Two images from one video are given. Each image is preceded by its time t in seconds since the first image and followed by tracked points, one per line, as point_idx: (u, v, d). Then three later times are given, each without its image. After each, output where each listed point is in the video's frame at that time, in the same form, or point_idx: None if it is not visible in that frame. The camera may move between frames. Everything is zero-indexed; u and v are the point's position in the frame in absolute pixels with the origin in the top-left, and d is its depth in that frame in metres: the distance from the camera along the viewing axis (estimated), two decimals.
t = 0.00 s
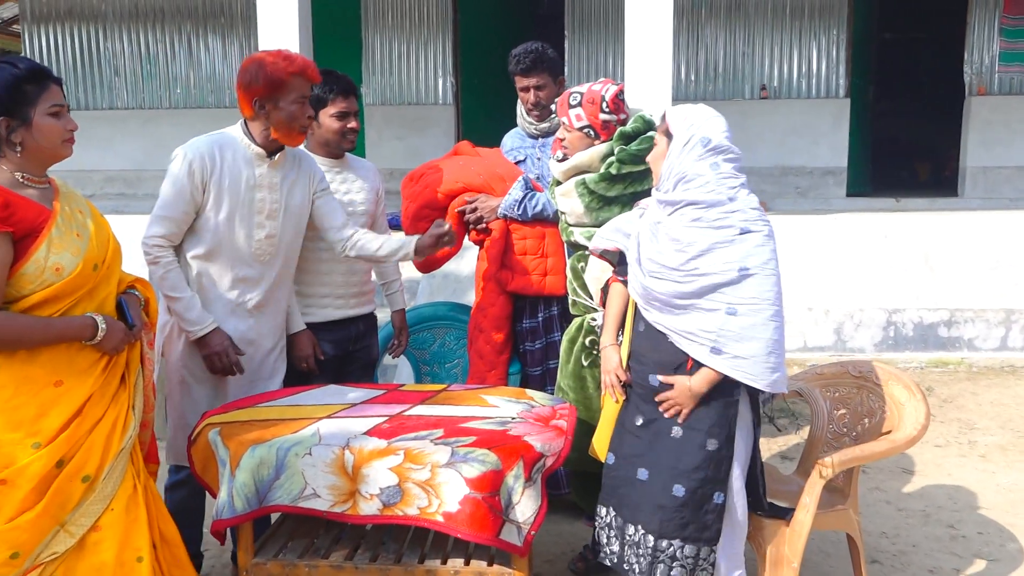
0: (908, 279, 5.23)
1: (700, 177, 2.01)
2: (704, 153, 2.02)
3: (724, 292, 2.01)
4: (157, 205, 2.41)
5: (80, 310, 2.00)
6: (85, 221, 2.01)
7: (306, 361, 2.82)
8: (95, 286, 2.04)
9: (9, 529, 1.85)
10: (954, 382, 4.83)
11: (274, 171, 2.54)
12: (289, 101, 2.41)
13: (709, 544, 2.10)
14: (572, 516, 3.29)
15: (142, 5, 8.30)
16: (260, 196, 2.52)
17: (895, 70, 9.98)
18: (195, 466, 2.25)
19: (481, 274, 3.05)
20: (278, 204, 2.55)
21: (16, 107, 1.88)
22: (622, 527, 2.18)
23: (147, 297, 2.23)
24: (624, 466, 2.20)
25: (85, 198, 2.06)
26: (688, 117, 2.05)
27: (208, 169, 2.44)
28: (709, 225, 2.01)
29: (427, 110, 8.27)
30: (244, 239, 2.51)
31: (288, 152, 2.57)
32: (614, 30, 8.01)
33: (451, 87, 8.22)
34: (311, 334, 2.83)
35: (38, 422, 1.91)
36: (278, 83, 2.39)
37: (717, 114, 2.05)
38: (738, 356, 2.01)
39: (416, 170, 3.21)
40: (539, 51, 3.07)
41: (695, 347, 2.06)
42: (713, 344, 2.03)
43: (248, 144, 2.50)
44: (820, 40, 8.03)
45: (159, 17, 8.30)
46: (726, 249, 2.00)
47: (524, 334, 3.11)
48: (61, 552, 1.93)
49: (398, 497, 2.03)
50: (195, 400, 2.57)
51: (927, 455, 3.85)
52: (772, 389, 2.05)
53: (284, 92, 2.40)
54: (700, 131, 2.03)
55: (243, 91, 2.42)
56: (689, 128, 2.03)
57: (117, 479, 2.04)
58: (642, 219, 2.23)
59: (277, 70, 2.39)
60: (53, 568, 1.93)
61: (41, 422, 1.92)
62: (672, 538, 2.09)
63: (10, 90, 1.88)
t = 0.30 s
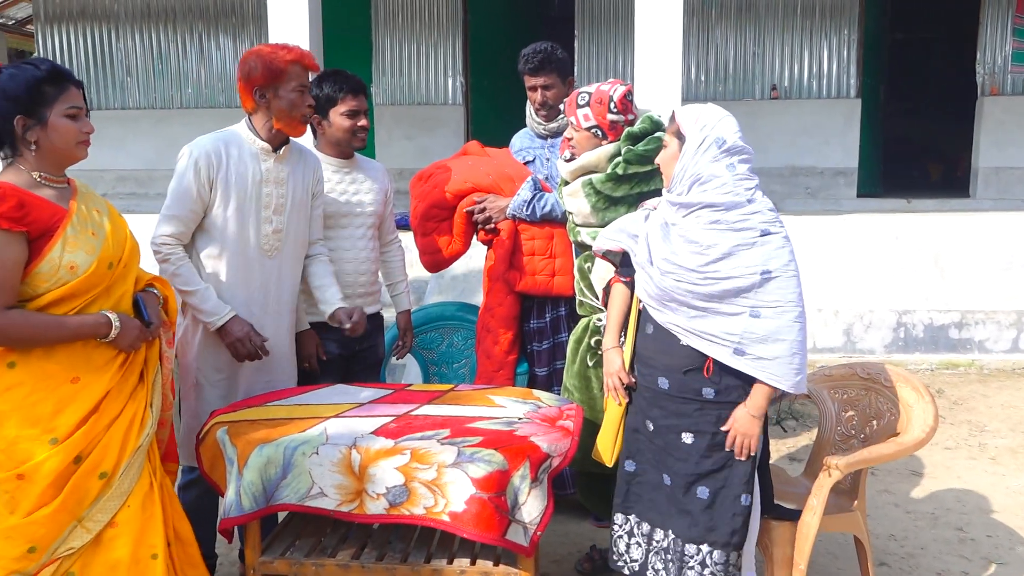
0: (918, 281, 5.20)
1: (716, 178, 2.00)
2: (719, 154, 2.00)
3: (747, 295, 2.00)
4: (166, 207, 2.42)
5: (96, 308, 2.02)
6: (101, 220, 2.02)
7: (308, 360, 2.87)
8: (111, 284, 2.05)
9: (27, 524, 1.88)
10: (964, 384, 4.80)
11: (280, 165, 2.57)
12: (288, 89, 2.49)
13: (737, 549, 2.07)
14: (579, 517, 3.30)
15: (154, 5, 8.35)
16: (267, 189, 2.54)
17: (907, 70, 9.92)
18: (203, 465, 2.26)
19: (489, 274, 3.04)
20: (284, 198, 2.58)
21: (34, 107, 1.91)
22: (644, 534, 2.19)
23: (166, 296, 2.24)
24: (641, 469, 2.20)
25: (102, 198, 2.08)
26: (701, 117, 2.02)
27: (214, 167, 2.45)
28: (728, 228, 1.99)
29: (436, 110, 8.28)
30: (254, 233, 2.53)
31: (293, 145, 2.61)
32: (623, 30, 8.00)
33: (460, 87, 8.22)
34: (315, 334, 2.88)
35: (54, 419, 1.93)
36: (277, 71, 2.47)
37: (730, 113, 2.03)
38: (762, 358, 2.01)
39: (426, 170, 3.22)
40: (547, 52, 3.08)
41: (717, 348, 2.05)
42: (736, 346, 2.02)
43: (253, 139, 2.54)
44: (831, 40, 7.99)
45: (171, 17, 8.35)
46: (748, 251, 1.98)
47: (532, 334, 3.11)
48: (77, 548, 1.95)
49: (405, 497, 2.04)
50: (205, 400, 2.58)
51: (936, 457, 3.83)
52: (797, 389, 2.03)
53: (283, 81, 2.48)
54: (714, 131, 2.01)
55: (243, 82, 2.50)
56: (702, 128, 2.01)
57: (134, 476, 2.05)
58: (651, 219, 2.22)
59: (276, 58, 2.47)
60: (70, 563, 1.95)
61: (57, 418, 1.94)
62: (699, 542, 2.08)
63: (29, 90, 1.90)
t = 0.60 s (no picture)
0: (922, 282, 5.21)
1: (717, 179, 2.02)
2: (719, 155, 2.02)
3: (753, 294, 2.02)
4: (165, 210, 2.43)
5: (116, 306, 2.05)
6: (120, 220, 2.05)
7: (315, 360, 2.89)
8: (130, 282, 2.08)
9: (53, 514, 1.96)
10: (968, 385, 4.81)
11: (272, 162, 2.59)
12: (277, 85, 2.48)
13: (747, 542, 2.11)
14: (582, 515, 3.32)
15: (161, 6, 8.40)
16: (262, 187, 2.56)
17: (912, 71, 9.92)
18: (212, 461, 2.28)
19: (494, 274, 3.06)
20: (279, 195, 2.60)
21: (58, 111, 1.95)
22: (656, 526, 2.21)
23: (186, 294, 2.26)
24: (643, 468, 2.22)
25: (124, 199, 2.11)
26: (699, 119, 2.04)
27: (209, 166, 2.47)
28: (731, 228, 2.01)
29: (441, 110, 8.31)
30: (251, 231, 2.55)
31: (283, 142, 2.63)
32: (628, 31, 8.02)
33: (466, 88, 8.24)
34: (322, 334, 2.88)
35: (76, 413, 1.99)
36: (265, 67, 2.46)
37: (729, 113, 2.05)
38: (769, 355, 2.03)
39: (432, 170, 3.25)
40: (554, 52, 3.04)
41: (723, 346, 2.07)
42: (743, 344, 2.05)
43: (245, 138, 2.55)
44: (836, 41, 7.99)
45: (177, 18, 8.39)
46: (752, 251, 2.01)
47: (537, 333, 3.13)
48: (100, 540, 2.00)
49: (411, 494, 2.06)
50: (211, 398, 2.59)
51: (939, 458, 3.84)
52: (801, 386, 2.05)
53: (271, 77, 2.48)
54: (713, 132, 2.02)
55: (232, 79, 2.49)
56: (701, 130, 2.03)
57: (156, 469, 2.07)
58: (651, 220, 2.23)
59: (264, 54, 2.46)
60: (94, 554, 2.01)
61: (79, 413, 1.99)
62: (709, 537, 2.11)
63: (54, 95, 1.94)
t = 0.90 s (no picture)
0: (923, 284, 5.25)
1: (715, 183, 2.06)
2: (716, 158, 2.06)
3: (746, 296, 2.06)
4: (166, 211, 2.44)
5: (135, 304, 2.09)
6: (139, 221, 2.10)
7: (325, 356, 2.94)
8: (149, 280, 2.13)
9: (82, 504, 2.02)
10: (968, 386, 4.85)
11: (267, 161, 2.61)
12: (268, 86, 2.50)
13: (734, 537, 2.13)
14: (585, 512, 3.36)
15: (167, 8, 8.46)
16: (258, 185, 2.58)
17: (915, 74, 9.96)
18: (224, 455, 2.33)
19: (501, 273, 3.11)
20: (275, 193, 2.63)
21: (82, 116, 2.00)
22: (649, 516, 2.28)
23: (204, 292, 2.29)
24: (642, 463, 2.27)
25: (143, 200, 2.16)
26: (697, 123, 2.08)
27: (205, 167, 2.48)
28: (727, 231, 2.05)
29: (445, 112, 8.36)
30: (249, 228, 2.58)
31: (275, 141, 2.66)
32: (631, 34, 8.06)
33: (470, 90, 8.29)
34: (331, 331, 2.92)
35: (99, 407, 2.05)
36: (256, 67, 2.48)
37: (728, 117, 2.09)
38: (759, 357, 2.06)
39: (436, 172, 3.29)
40: (558, 55, 3.06)
41: (716, 346, 2.11)
42: (734, 345, 2.08)
43: (239, 138, 2.58)
44: (838, 44, 8.03)
45: (184, 20, 8.46)
46: (746, 253, 2.04)
47: (541, 332, 3.17)
48: (129, 531, 2.05)
49: (419, 488, 2.11)
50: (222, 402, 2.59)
51: (939, 457, 3.89)
52: (793, 388, 2.08)
53: (263, 77, 2.49)
54: (710, 136, 2.06)
55: (222, 78, 2.50)
56: (699, 133, 2.07)
57: (180, 461, 2.14)
58: (656, 219, 2.27)
59: (255, 54, 2.48)
60: (124, 545, 2.06)
61: (102, 407, 2.05)
62: (696, 529, 2.16)
63: (78, 100, 1.99)
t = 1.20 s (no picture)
0: (924, 279, 5.30)
1: (715, 177, 2.12)
2: (716, 153, 2.12)
3: (743, 287, 2.11)
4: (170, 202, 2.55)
5: (147, 291, 2.16)
6: (153, 210, 2.16)
7: (333, 347, 2.99)
8: (161, 269, 2.19)
9: (95, 488, 2.08)
10: (968, 379, 4.90)
11: (267, 152, 2.67)
12: (265, 81, 2.56)
13: (727, 525, 2.17)
14: (589, 500, 3.42)
15: (175, 4, 8.54)
16: (258, 176, 2.64)
17: (918, 70, 9.99)
18: (239, 439, 2.40)
19: (507, 266, 3.15)
20: (275, 183, 2.68)
21: (97, 106, 2.06)
22: (650, 502, 2.34)
23: (214, 281, 2.36)
24: (643, 448, 2.33)
25: (156, 190, 2.23)
26: (698, 118, 2.14)
27: (207, 159, 2.56)
28: (726, 223, 2.11)
29: (451, 108, 8.41)
30: (251, 219, 2.63)
31: (275, 133, 2.72)
32: (636, 30, 8.11)
33: (475, 86, 8.34)
34: (339, 321, 2.99)
35: (111, 392, 2.11)
36: (254, 63, 2.53)
37: (729, 112, 2.15)
38: (755, 346, 2.12)
39: (444, 166, 3.33)
40: (564, 51, 3.14)
41: (714, 336, 2.17)
42: (731, 334, 2.14)
43: (237, 130, 2.64)
44: (841, 41, 8.06)
45: (192, 16, 8.53)
46: (744, 245, 2.10)
47: (547, 323, 3.23)
48: (143, 514, 2.11)
49: (429, 471, 2.17)
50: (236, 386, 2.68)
51: (937, 448, 3.94)
52: (788, 378, 2.13)
53: (261, 71, 2.54)
54: (711, 131, 2.13)
55: (222, 72, 2.56)
56: (699, 128, 2.14)
57: (191, 447, 2.19)
58: (662, 211, 2.33)
59: (253, 49, 2.53)
60: (138, 528, 2.11)
61: (114, 392, 2.11)
62: (691, 516, 2.21)
63: (93, 91, 2.06)
